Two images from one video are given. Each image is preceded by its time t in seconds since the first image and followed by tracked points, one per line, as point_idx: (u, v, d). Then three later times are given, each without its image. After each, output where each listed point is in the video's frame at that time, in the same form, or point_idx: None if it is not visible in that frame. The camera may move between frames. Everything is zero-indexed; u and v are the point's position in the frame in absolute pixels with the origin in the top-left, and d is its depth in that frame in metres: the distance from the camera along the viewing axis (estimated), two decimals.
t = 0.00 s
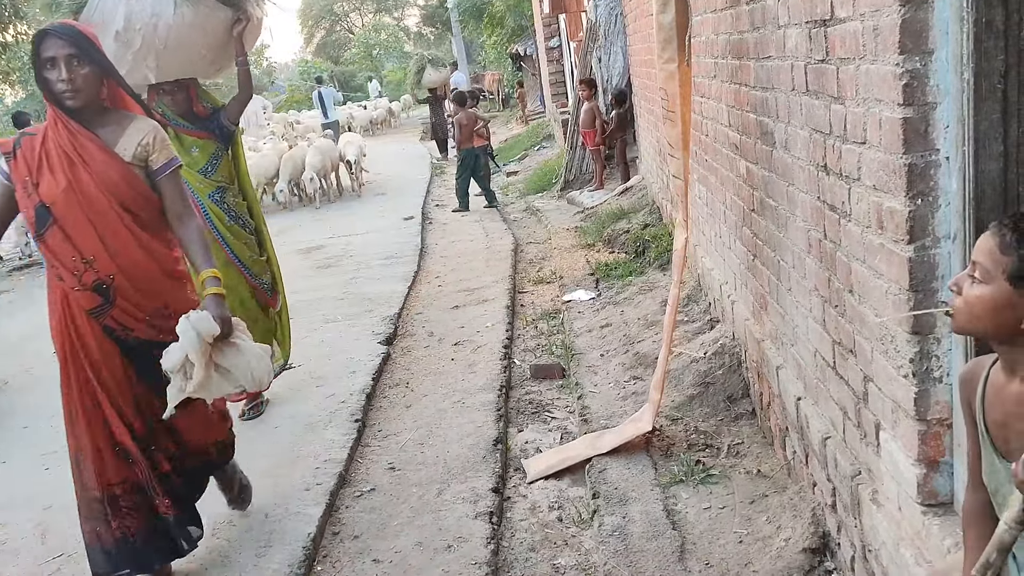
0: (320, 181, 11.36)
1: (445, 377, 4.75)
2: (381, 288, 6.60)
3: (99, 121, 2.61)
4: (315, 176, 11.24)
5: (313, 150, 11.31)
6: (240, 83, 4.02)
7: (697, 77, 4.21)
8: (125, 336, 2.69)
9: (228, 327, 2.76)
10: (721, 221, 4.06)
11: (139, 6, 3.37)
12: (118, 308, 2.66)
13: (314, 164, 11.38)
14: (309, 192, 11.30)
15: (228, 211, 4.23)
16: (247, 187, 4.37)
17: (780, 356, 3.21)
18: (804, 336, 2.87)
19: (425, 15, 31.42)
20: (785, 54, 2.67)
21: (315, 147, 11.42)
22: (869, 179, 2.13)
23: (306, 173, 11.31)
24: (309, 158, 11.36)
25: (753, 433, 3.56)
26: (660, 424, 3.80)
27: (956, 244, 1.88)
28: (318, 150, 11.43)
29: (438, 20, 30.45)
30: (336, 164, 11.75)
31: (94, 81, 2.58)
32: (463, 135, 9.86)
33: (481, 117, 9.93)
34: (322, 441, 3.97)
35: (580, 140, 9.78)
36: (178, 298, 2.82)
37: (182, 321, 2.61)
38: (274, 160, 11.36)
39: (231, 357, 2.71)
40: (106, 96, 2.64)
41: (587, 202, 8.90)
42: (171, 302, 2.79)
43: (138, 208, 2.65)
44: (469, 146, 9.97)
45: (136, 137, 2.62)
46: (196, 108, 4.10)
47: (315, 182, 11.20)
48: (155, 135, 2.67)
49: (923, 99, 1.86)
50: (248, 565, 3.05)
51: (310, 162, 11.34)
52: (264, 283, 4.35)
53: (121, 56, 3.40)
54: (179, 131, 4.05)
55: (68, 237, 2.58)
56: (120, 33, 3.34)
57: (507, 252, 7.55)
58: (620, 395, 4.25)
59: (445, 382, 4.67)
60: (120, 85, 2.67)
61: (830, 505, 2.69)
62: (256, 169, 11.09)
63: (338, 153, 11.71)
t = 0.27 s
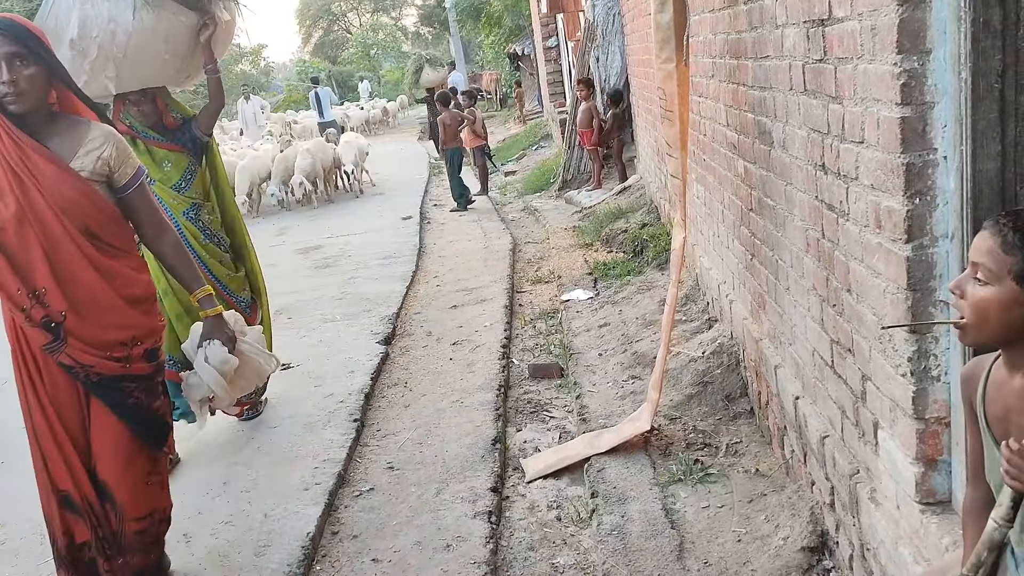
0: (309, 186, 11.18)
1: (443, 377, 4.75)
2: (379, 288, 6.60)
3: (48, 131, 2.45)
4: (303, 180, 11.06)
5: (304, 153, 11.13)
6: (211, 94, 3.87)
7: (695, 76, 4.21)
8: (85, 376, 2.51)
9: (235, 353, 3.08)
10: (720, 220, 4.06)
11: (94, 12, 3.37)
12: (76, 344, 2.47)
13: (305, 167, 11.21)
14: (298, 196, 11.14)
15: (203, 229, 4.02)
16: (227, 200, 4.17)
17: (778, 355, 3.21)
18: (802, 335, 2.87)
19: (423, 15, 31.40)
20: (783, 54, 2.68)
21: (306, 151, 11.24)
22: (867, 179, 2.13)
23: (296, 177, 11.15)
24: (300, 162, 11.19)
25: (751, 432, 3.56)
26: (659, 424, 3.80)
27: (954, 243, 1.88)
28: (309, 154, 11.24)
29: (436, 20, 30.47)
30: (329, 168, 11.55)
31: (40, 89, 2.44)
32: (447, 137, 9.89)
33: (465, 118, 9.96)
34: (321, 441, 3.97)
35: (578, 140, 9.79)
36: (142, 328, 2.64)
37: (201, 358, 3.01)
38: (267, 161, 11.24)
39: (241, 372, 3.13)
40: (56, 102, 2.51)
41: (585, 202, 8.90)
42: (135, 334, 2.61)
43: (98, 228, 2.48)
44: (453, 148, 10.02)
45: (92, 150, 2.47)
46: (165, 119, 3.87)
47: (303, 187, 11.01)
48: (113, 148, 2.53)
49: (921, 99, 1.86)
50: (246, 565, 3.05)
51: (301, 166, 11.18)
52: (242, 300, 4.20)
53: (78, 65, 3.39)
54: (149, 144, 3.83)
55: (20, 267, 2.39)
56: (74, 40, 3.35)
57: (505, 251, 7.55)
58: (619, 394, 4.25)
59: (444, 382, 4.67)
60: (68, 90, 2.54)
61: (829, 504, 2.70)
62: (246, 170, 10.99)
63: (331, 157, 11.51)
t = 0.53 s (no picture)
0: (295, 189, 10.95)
1: (441, 376, 4.75)
2: (376, 287, 6.59)
3: None
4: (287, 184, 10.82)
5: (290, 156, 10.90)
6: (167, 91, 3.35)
7: (692, 76, 4.21)
8: (25, 428, 1.91)
9: (219, 389, 2.62)
10: (717, 219, 4.07)
11: None
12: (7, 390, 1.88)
13: (292, 170, 10.97)
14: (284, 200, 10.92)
15: (156, 239, 3.70)
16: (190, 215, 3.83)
17: (776, 353, 3.22)
18: (800, 334, 2.88)
19: (420, 15, 31.41)
20: (780, 53, 2.68)
21: (293, 153, 11.00)
22: (865, 176, 2.14)
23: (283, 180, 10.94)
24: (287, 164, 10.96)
25: (749, 431, 3.57)
26: (657, 422, 3.80)
27: (952, 240, 1.89)
28: (296, 156, 11.00)
29: (432, 19, 30.49)
30: (319, 171, 11.30)
31: None
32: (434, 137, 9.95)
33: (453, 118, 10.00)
34: (319, 440, 3.97)
35: (575, 139, 9.79)
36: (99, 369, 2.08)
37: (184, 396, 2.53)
38: (258, 162, 11.11)
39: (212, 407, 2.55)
40: (6, 108, 2.03)
41: (583, 201, 8.91)
42: (89, 379, 2.05)
43: (42, 247, 1.90)
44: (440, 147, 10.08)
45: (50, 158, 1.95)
46: (118, 118, 3.50)
47: (288, 190, 10.76)
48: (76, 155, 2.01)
49: (919, 96, 1.87)
50: (244, 564, 3.05)
51: (287, 169, 10.96)
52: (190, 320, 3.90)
53: (19, 56, 2.72)
54: (100, 145, 3.48)
55: None
56: (16, 28, 2.67)
57: (503, 250, 7.55)
58: (617, 392, 4.26)
59: (442, 381, 4.67)
60: (21, 95, 2.09)
61: (827, 501, 2.70)
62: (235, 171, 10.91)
63: (320, 160, 11.24)
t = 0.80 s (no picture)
0: (275, 193, 10.76)
1: (437, 377, 4.73)
2: (372, 288, 6.58)
3: None
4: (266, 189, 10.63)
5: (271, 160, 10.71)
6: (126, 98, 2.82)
7: (688, 75, 4.20)
8: None
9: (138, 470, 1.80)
10: (714, 220, 4.05)
11: None
12: None
13: (273, 174, 10.79)
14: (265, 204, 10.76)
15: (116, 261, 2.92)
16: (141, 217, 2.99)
17: (772, 354, 3.21)
18: (796, 334, 2.87)
19: (416, 15, 31.38)
20: (776, 53, 2.67)
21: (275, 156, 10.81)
22: (861, 177, 2.13)
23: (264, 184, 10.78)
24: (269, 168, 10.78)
25: (746, 432, 3.55)
26: (653, 423, 3.79)
27: (948, 241, 1.87)
28: (277, 160, 10.80)
29: (428, 19, 30.47)
30: (301, 174, 11.09)
31: None
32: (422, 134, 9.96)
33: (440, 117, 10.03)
34: (314, 442, 3.96)
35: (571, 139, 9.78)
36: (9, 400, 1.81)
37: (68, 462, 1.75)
38: (247, 164, 10.96)
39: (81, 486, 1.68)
40: None
41: (578, 201, 8.89)
42: None
43: None
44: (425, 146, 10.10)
45: None
46: (71, 126, 2.86)
47: (268, 197, 10.57)
48: None
49: (915, 96, 1.85)
50: (238, 568, 3.03)
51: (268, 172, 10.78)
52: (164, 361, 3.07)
53: None
54: (51, 158, 2.84)
55: None
56: None
57: (498, 251, 7.54)
58: (613, 393, 4.24)
59: (438, 383, 4.65)
60: None
61: (824, 503, 2.69)
62: (223, 174, 10.80)
63: (302, 164, 11.02)
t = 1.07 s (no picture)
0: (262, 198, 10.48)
1: (432, 379, 4.73)
2: (366, 289, 6.56)
3: None
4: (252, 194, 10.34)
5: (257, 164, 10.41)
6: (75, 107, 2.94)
7: (682, 75, 4.19)
8: None
9: None
10: (708, 220, 4.05)
11: None
12: None
13: (259, 178, 10.50)
14: (252, 209, 10.50)
15: (59, 283, 3.03)
16: (95, 244, 3.20)
17: (767, 355, 3.20)
18: (791, 335, 2.87)
19: (410, 15, 31.38)
20: (770, 53, 2.67)
21: (259, 160, 10.50)
22: (854, 177, 2.12)
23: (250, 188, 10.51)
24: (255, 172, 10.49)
25: (741, 432, 3.55)
26: (648, 424, 3.79)
27: (941, 242, 1.87)
28: (262, 164, 10.50)
29: (422, 18, 30.47)
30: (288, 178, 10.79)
31: None
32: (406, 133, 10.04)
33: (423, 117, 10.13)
34: (308, 444, 3.95)
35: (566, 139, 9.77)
36: None
37: None
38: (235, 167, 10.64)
39: None
40: None
41: (573, 201, 8.89)
42: None
43: None
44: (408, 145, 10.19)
45: None
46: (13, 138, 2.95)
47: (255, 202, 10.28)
48: None
49: (908, 97, 1.85)
50: (232, 571, 3.01)
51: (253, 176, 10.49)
52: (110, 385, 3.19)
53: None
54: None
55: None
56: None
57: (493, 251, 7.53)
58: (608, 394, 4.24)
59: (432, 384, 4.64)
60: None
61: (818, 504, 2.69)
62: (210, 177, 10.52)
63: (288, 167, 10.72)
